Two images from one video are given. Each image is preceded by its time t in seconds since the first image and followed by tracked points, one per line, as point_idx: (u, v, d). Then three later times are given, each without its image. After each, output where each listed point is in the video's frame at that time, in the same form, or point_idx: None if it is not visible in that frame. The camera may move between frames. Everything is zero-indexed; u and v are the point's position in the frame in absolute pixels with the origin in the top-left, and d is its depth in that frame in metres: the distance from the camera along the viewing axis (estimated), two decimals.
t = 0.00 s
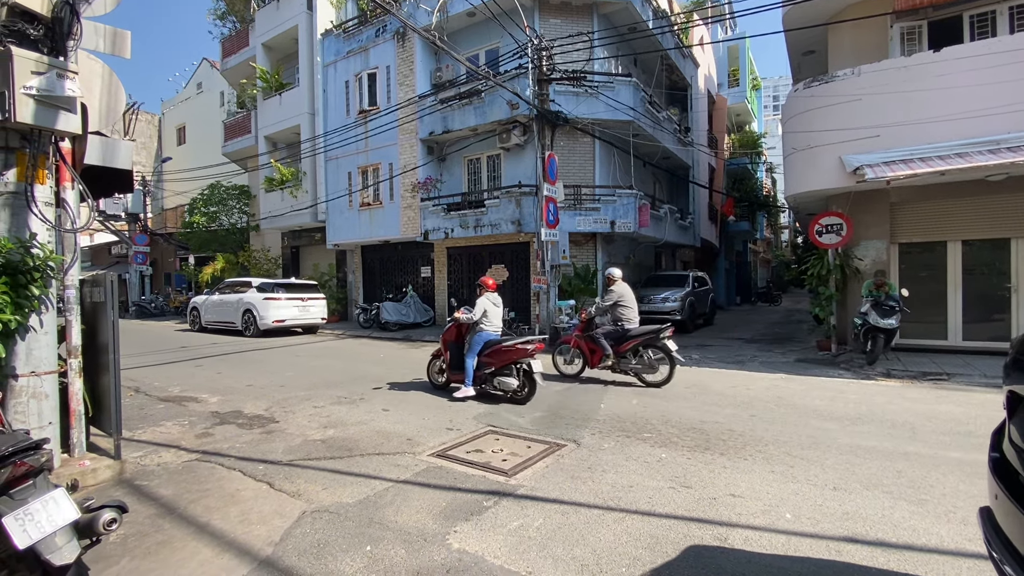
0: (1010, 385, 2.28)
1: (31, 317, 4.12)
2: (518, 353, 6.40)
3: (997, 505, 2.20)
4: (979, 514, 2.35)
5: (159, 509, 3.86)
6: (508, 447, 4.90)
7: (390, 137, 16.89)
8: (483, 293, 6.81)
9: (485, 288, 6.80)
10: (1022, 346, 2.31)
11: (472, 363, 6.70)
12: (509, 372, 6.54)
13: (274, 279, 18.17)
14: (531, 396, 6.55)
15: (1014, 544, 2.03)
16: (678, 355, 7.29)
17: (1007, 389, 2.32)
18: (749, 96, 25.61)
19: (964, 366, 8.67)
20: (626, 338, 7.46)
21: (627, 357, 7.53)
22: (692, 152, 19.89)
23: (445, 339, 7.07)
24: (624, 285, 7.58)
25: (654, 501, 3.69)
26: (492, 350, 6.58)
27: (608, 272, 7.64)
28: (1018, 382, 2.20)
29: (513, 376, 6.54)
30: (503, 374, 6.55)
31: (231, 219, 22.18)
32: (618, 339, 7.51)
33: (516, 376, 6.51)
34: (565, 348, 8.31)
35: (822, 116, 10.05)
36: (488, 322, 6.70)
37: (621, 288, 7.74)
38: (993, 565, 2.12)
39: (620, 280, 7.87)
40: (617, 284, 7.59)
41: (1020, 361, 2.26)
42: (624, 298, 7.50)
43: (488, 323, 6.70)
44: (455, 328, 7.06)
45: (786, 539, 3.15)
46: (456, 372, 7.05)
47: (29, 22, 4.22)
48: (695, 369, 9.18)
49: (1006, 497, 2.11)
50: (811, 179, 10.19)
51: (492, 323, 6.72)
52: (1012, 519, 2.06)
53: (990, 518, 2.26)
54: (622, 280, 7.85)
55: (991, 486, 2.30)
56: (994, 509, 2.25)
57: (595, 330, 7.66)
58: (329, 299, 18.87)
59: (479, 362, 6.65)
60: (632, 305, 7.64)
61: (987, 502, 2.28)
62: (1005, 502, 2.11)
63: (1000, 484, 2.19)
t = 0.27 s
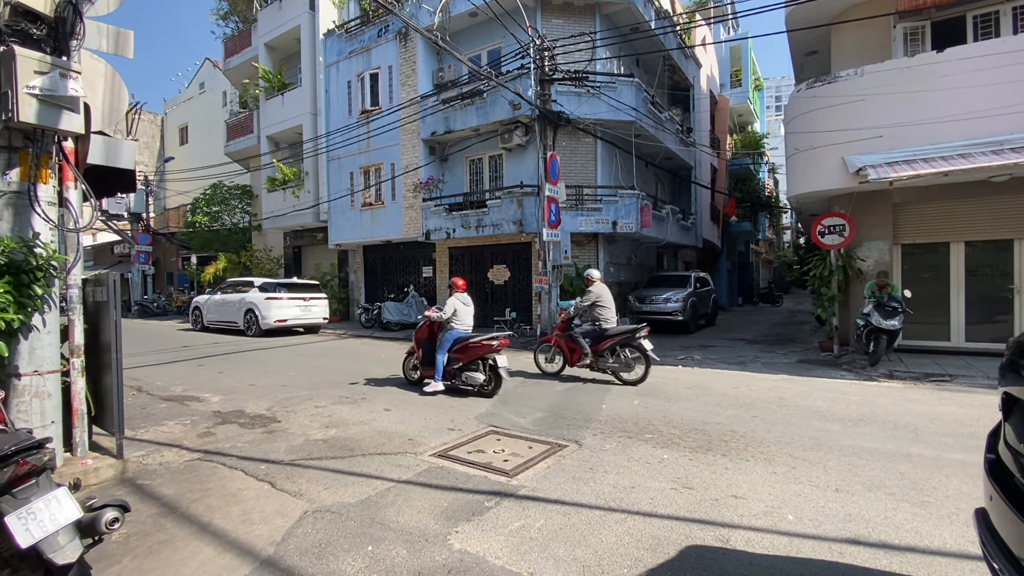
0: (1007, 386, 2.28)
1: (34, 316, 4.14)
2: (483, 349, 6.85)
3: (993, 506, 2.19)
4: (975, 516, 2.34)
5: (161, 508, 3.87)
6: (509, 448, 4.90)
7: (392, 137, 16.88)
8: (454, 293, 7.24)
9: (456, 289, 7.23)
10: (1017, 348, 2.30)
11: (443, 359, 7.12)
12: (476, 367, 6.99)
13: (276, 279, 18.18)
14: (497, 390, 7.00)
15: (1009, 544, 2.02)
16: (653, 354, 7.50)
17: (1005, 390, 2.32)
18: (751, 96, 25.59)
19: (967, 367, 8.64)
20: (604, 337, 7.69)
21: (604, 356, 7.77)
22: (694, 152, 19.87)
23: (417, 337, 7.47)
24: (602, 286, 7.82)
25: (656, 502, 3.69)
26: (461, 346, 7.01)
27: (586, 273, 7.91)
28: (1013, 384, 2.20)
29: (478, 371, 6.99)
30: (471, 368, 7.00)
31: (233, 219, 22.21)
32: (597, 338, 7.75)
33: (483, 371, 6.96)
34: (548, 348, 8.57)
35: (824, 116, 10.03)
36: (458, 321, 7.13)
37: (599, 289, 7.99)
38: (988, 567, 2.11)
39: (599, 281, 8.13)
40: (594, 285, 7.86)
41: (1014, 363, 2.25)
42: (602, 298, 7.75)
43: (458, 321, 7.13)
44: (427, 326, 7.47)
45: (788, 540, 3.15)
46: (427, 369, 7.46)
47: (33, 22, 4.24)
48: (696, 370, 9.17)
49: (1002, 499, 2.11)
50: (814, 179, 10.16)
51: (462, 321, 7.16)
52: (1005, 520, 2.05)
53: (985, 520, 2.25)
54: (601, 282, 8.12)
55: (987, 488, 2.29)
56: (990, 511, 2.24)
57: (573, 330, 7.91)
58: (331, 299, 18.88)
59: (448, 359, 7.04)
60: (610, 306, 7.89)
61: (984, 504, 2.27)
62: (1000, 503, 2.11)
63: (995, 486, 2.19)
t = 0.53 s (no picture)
0: (1004, 389, 2.28)
1: (37, 316, 4.15)
2: (454, 344, 7.15)
3: (990, 508, 2.18)
4: (972, 518, 2.34)
5: (163, 508, 3.87)
6: (511, 448, 4.90)
7: (394, 137, 16.89)
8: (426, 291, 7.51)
9: (428, 288, 7.51)
10: (1016, 349, 2.29)
11: (415, 355, 7.39)
12: (446, 362, 7.27)
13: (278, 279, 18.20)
14: (466, 383, 7.28)
15: (1004, 546, 2.02)
16: (630, 353, 7.65)
17: (1002, 393, 2.32)
18: (753, 96, 25.57)
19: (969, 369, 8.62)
20: (582, 337, 7.87)
21: (583, 354, 7.95)
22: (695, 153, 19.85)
23: (393, 334, 7.74)
24: (581, 287, 8.00)
25: (657, 503, 3.68)
26: (432, 342, 7.28)
27: (566, 274, 8.08)
28: (1010, 386, 2.20)
29: (449, 366, 7.29)
30: (441, 364, 7.28)
31: (235, 218, 22.25)
32: (576, 338, 7.93)
33: (453, 366, 7.23)
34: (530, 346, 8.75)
35: (827, 116, 10.01)
36: (429, 318, 7.40)
37: (579, 290, 8.17)
38: (985, 569, 2.11)
39: (578, 281, 8.30)
40: (574, 286, 8.02)
41: (1012, 364, 2.24)
42: (580, 299, 7.92)
43: (429, 319, 7.40)
44: (402, 324, 7.74)
45: (790, 542, 3.14)
46: (402, 364, 7.74)
47: (36, 22, 4.24)
48: (697, 370, 9.16)
49: (997, 501, 2.11)
50: (817, 180, 10.15)
51: (433, 318, 7.42)
52: (1000, 522, 2.05)
53: (983, 522, 2.24)
54: (581, 282, 8.28)
55: (984, 490, 2.29)
56: (986, 513, 2.24)
57: (553, 329, 8.10)
58: (332, 299, 18.90)
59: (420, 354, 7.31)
60: (588, 306, 8.05)
61: (981, 506, 2.27)
62: (996, 505, 2.10)
63: (992, 487, 2.18)
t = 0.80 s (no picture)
0: (1002, 390, 2.28)
1: (38, 315, 4.15)
2: (440, 342, 7.27)
3: (988, 509, 2.17)
4: (970, 519, 2.33)
5: (164, 508, 3.87)
6: (511, 448, 4.89)
7: (395, 137, 16.89)
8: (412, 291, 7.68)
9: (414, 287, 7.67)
10: (1013, 351, 2.28)
11: (401, 353, 7.48)
12: (432, 360, 7.40)
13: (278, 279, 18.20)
14: (452, 381, 7.42)
15: (1001, 546, 2.02)
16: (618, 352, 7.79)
17: (1001, 393, 2.32)
18: (754, 97, 25.58)
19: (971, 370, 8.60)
20: (572, 336, 7.99)
21: (573, 354, 8.08)
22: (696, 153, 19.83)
23: (381, 333, 7.86)
24: (571, 287, 8.15)
25: (658, 504, 3.68)
26: (418, 340, 7.39)
27: (555, 275, 8.22)
28: (1008, 387, 2.19)
29: (435, 364, 7.42)
30: (427, 362, 7.41)
31: (236, 219, 22.30)
32: (566, 337, 8.06)
33: (438, 364, 7.37)
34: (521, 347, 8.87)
35: (828, 117, 10.01)
36: (416, 317, 7.54)
37: (568, 291, 8.33)
38: (983, 570, 2.11)
39: (568, 282, 8.47)
40: (563, 286, 8.17)
41: (1010, 366, 2.23)
42: (570, 299, 8.07)
43: (416, 317, 7.55)
44: (390, 323, 7.87)
45: (790, 543, 3.14)
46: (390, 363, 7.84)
47: (37, 22, 4.24)
48: (698, 371, 9.15)
49: (996, 503, 2.10)
50: (818, 180, 10.14)
51: (420, 317, 7.56)
52: (998, 523, 2.05)
53: (981, 523, 2.24)
54: (571, 283, 8.43)
55: (982, 492, 2.29)
56: (984, 513, 2.23)
57: (544, 329, 8.23)
58: (333, 299, 18.92)
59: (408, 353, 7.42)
60: (578, 306, 8.20)
61: (979, 507, 2.27)
62: (994, 506, 2.10)
63: (991, 488, 2.18)
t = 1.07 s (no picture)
0: (1000, 391, 2.27)
1: (39, 315, 4.15)
2: (412, 340, 7.64)
3: (987, 511, 2.17)
4: (970, 521, 2.32)
5: (164, 507, 3.87)
6: (512, 449, 4.89)
7: (396, 137, 16.88)
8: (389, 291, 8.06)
9: (392, 287, 8.05)
10: (1011, 353, 2.27)
11: (377, 350, 7.86)
12: (406, 357, 7.78)
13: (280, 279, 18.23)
14: (424, 378, 7.77)
15: (998, 548, 2.02)
16: (596, 351, 8.00)
17: (999, 395, 2.31)
18: (755, 98, 25.56)
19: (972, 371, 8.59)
20: (552, 335, 8.18)
21: (553, 353, 8.26)
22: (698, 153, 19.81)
23: (359, 330, 8.24)
24: (551, 288, 8.33)
25: (659, 505, 3.67)
26: (393, 338, 7.77)
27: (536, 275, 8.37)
28: (1006, 389, 2.19)
29: (408, 361, 7.80)
30: (401, 359, 7.79)
31: (237, 218, 22.33)
32: (546, 337, 8.24)
33: (412, 361, 7.74)
34: (503, 347, 9.03)
35: (830, 118, 9.99)
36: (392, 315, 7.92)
37: (549, 291, 8.47)
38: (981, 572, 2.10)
39: (549, 283, 8.63)
40: (543, 287, 8.33)
41: (1008, 367, 2.23)
42: (550, 299, 8.25)
43: (392, 316, 7.92)
44: (368, 321, 8.25)
45: (791, 545, 3.13)
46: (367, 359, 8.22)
47: (40, 22, 4.25)
48: (699, 372, 9.14)
49: (993, 504, 2.10)
50: (820, 181, 10.13)
51: (396, 316, 7.94)
52: (996, 526, 2.05)
53: (980, 525, 2.23)
54: (551, 283, 8.60)
55: (981, 493, 2.28)
56: (983, 515, 2.23)
57: (525, 329, 8.40)
58: (334, 299, 18.95)
59: (382, 350, 7.80)
60: (558, 306, 8.37)
61: (977, 509, 2.26)
62: (992, 507, 2.10)
63: (988, 491, 2.17)
